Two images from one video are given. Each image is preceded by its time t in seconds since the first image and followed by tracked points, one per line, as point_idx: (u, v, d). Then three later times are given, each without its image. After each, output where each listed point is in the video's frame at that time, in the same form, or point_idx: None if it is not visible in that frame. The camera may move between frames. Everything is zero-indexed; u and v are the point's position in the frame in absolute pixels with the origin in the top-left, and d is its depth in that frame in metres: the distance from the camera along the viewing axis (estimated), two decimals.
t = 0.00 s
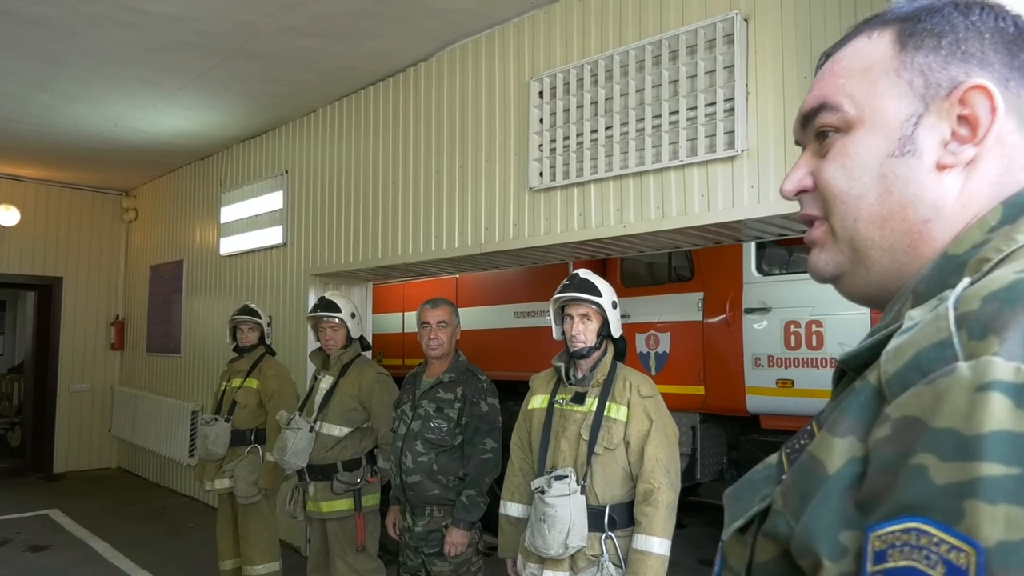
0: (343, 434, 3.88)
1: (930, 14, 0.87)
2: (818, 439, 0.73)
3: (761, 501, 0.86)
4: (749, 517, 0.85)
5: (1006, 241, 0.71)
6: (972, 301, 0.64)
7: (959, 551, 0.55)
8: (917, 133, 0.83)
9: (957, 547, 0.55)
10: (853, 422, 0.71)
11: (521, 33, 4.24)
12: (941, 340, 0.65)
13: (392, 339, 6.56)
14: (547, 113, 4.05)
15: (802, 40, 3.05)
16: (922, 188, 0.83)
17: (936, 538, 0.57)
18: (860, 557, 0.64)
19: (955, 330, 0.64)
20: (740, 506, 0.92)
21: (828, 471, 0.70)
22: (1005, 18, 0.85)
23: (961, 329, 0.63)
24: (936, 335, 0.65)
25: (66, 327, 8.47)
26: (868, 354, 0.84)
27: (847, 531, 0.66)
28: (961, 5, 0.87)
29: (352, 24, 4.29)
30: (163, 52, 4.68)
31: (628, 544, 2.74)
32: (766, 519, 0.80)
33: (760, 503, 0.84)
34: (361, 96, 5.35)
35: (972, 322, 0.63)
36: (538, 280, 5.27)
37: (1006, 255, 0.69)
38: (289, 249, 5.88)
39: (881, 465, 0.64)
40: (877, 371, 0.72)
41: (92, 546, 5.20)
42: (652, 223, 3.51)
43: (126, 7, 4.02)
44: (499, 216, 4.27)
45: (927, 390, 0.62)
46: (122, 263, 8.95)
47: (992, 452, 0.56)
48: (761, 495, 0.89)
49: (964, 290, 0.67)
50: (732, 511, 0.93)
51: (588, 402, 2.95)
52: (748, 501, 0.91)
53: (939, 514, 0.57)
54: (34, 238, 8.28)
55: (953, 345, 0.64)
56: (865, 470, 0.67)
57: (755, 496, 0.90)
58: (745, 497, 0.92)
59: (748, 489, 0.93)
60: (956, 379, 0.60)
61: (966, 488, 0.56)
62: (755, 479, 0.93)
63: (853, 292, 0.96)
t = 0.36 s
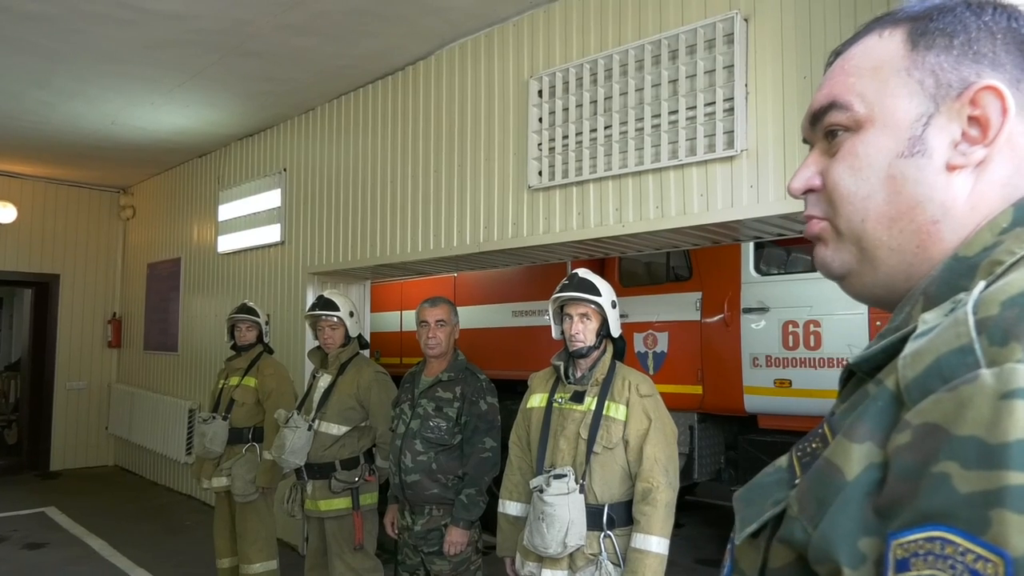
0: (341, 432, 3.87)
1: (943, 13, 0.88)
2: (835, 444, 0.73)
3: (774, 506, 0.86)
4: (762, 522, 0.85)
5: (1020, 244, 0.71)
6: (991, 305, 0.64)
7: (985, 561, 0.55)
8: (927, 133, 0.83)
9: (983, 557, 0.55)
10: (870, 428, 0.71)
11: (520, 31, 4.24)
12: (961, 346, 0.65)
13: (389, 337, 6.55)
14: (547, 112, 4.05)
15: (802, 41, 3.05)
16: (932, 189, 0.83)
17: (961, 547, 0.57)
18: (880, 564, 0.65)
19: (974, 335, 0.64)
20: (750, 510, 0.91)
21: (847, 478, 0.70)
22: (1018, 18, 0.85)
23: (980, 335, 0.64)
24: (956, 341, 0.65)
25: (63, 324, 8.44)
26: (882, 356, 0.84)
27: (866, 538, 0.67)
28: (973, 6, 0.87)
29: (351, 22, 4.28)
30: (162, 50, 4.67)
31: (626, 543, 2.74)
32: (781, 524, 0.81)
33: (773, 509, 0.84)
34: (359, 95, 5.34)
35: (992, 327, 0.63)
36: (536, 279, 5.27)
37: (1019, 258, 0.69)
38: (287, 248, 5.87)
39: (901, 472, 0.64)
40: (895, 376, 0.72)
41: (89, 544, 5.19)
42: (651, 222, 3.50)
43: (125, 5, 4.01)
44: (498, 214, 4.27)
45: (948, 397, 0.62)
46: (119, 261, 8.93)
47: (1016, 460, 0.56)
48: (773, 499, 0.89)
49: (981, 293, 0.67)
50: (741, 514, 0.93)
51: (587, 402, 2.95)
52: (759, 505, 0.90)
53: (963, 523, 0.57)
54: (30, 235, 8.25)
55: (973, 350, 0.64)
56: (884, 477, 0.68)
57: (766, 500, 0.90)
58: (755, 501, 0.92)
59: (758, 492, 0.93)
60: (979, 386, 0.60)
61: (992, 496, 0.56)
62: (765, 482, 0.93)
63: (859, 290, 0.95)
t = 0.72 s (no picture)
0: (342, 433, 3.87)
1: (950, 18, 0.87)
2: (841, 445, 0.73)
3: (779, 506, 0.85)
4: (766, 522, 0.85)
5: None
6: (997, 310, 0.64)
7: (991, 561, 0.55)
8: (934, 137, 0.83)
9: (988, 558, 0.55)
10: (877, 429, 0.71)
11: (521, 33, 4.24)
12: (968, 349, 0.65)
13: (389, 338, 6.55)
14: (548, 114, 4.05)
15: (804, 44, 3.05)
16: (938, 193, 0.83)
17: (966, 547, 0.57)
18: (885, 564, 0.65)
19: (983, 339, 0.64)
20: (755, 511, 0.91)
21: (854, 479, 0.70)
22: None
23: (987, 337, 0.64)
24: (963, 343, 0.65)
25: (62, 325, 8.43)
26: (886, 359, 0.83)
27: (873, 538, 0.67)
28: (981, 12, 0.87)
29: (352, 23, 4.28)
30: (162, 50, 4.67)
31: (628, 546, 2.74)
32: (786, 524, 0.80)
33: (778, 508, 0.84)
34: (360, 96, 5.34)
35: (999, 331, 0.63)
36: (537, 281, 5.27)
37: None
38: (287, 249, 5.87)
39: (908, 473, 0.64)
40: (901, 378, 0.72)
41: (88, 545, 5.18)
42: (653, 224, 3.50)
43: (126, 5, 4.01)
44: (499, 216, 4.27)
45: (955, 399, 0.62)
46: (119, 261, 8.92)
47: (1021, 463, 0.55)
48: (778, 499, 0.88)
49: (987, 297, 0.67)
50: (747, 515, 0.93)
51: (589, 404, 2.95)
52: (764, 505, 0.90)
53: (969, 524, 0.57)
54: (30, 235, 8.24)
55: (981, 354, 0.64)
56: (890, 478, 0.68)
57: (771, 500, 0.90)
58: (761, 501, 0.91)
59: (763, 493, 0.92)
60: (986, 389, 0.60)
61: (998, 498, 0.56)
62: (770, 483, 0.92)
63: (862, 292, 0.95)
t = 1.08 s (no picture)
0: (342, 435, 3.86)
1: (948, 23, 0.87)
2: (842, 447, 0.73)
3: (781, 508, 0.85)
4: (769, 524, 0.85)
5: None
6: (996, 311, 0.65)
7: (992, 561, 0.55)
8: (932, 142, 0.83)
9: (989, 557, 0.55)
10: (878, 431, 0.71)
11: (522, 35, 4.25)
12: (967, 351, 0.65)
13: (389, 340, 6.54)
14: (548, 116, 4.05)
15: (804, 46, 3.05)
16: (936, 197, 0.83)
17: (968, 547, 0.57)
18: (887, 566, 0.65)
19: (982, 340, 0.64)
20: (757, 514, 0.91)
21: (855, 480, 0.70)
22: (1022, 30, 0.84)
23: (987, 340, 0.64)
24: (963, 345, 0.65)
25: (62, 326, 8.42)
26: (888, 362, 0.83)
27: (875, 540, 0.67)
28: (979, 18, 0.87)
29: (352, 25, 4.29)
30: (163, 52, 4.67)
31: (628, 548, 2.73)
32: (788, 526, 0.80)
33: (780, 510, 0.84)
34: (360, 98, 5.34)
35: (998, 332, 0.63)
36: (537, 283, 5.27)
37: None
38: (287, 250, 5.87)
39: (909, 474, 0.64)
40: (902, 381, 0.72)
41: (87, 546, 5.17)
42: (653, 226, 3.50)
43: (126, 7, 4.01)
44: (499, 218, 4.27)
45: (956, 400, 0.62)
46: (118, 262, 8.91)
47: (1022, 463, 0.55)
48: (781, 501, 0.88)
49: (986, 299, 0.67)
50: (748, 518, 0.92)
51: (589, 406, 2.95)
52: (766, 508, 0.90)
53: (970, 524, 0.57)
54: (30, 237, 8.23)
55: (980, 355, 0.64)
56: (892, 479, 0.68)
57: (773, 502, 0.89)
58: (763, 503, 0.91)
59: (764, 496, 0.92)
60: (985, 389, 0.60)
61: (997, 498, 0.56)
62: (772, 484, 0.92)
63: (862, 296, 0.96)
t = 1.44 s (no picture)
0: (346, 433, 3.86)
1: (955, 16, 0.87)
2: (852, 445, 0.73)
3: (791, 506, 0.85)
4: (779, 523, 0.84)
5: None
6: (1007, 308, 0.63)
7: (1004, 560, 0.55)
8: (938, 135, 0.82)
9: (1002, 557, 0.55)
10: (887, 429, 0.70)
11: (523, 32, 4.24)
12: (977, 348, 0.64)
13: (392, 337, 6.55)
14: (550, 113, 4.04)
15: (807, 41, 3.04)
16: (941, 191, 0.83)
17: (979, 546, 0.56)
18: (898, 564, 0.65)
19: (991, 337, 0.63)
20: (765, 513, 0.90)
21: (864, 479, 0.69)
22: None
23: (997, 337, 0.63)
24: (972, 343, 0.64)
25: (65, 324, 8.44)
26: (896, 359, 0.82)
27: (886, 539, 0.66)
28: (985, 10, 0.86)
29: (353, 22, 4.27)
30: (163, 50, 4.66)
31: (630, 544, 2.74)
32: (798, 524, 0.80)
33: (789, 510, 0.84)
34: (361, 95, 5.33)
35: (1008, 329, 0.62)
36: (539, 280, 5.27)
37: None
38: (289, 248, 5.86)
39: (919, 472, 0.64)
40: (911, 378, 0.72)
41: (91, 544, 5.18)
42: (656, 223, 3.50)
43: (127, 5, 4.00)
44: (501, 214, 4.26)
45: (965, 398, 0.61)
46: (120, 261, 8.92)
47: None
48: (789, 501, 0.88)
49: (996, 294, 0.66)
50: (757, 516, 0.92)
51: (592, 403, 2.94)
52: (774, 507, 0.89)
53: (981, 523, 0.57)
54: (33, 236, 8.24)
55: (990, 353, 0.63)
56: (901, 478, 0.67)
57: (781, 502, 0.89)
58: (771, 503, 0.91)
59: (773, 494, 0.91)
60: (996, 388, 0.59)
61: (1011, 497, 0.56)
62: (780, 483, 0.92)
63: (866, 289, 0.95)
